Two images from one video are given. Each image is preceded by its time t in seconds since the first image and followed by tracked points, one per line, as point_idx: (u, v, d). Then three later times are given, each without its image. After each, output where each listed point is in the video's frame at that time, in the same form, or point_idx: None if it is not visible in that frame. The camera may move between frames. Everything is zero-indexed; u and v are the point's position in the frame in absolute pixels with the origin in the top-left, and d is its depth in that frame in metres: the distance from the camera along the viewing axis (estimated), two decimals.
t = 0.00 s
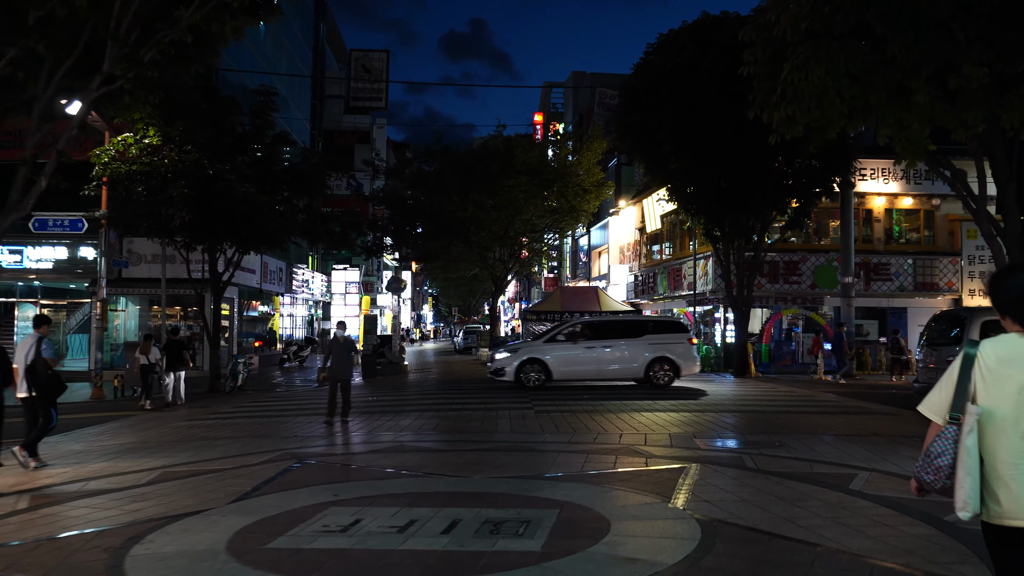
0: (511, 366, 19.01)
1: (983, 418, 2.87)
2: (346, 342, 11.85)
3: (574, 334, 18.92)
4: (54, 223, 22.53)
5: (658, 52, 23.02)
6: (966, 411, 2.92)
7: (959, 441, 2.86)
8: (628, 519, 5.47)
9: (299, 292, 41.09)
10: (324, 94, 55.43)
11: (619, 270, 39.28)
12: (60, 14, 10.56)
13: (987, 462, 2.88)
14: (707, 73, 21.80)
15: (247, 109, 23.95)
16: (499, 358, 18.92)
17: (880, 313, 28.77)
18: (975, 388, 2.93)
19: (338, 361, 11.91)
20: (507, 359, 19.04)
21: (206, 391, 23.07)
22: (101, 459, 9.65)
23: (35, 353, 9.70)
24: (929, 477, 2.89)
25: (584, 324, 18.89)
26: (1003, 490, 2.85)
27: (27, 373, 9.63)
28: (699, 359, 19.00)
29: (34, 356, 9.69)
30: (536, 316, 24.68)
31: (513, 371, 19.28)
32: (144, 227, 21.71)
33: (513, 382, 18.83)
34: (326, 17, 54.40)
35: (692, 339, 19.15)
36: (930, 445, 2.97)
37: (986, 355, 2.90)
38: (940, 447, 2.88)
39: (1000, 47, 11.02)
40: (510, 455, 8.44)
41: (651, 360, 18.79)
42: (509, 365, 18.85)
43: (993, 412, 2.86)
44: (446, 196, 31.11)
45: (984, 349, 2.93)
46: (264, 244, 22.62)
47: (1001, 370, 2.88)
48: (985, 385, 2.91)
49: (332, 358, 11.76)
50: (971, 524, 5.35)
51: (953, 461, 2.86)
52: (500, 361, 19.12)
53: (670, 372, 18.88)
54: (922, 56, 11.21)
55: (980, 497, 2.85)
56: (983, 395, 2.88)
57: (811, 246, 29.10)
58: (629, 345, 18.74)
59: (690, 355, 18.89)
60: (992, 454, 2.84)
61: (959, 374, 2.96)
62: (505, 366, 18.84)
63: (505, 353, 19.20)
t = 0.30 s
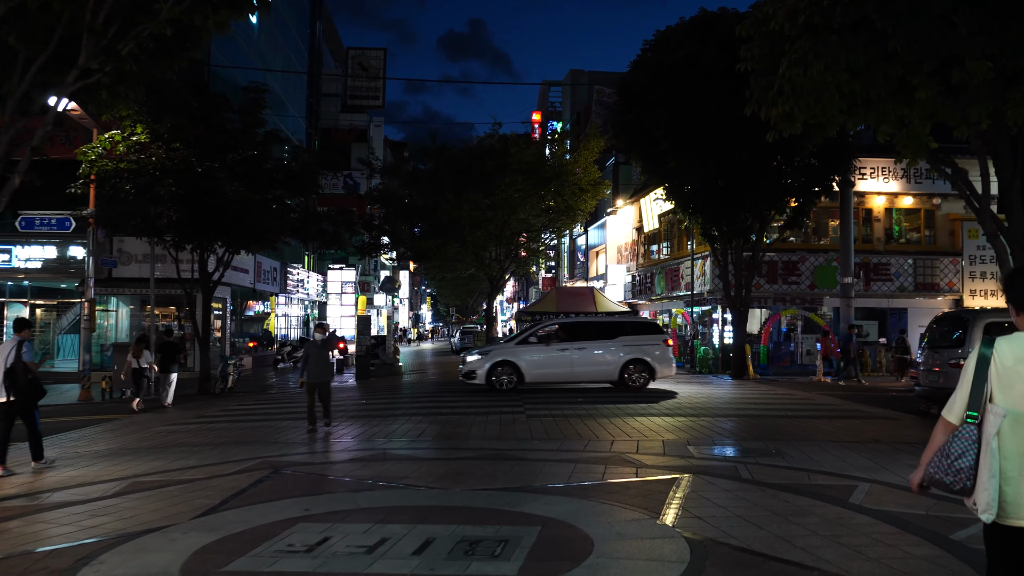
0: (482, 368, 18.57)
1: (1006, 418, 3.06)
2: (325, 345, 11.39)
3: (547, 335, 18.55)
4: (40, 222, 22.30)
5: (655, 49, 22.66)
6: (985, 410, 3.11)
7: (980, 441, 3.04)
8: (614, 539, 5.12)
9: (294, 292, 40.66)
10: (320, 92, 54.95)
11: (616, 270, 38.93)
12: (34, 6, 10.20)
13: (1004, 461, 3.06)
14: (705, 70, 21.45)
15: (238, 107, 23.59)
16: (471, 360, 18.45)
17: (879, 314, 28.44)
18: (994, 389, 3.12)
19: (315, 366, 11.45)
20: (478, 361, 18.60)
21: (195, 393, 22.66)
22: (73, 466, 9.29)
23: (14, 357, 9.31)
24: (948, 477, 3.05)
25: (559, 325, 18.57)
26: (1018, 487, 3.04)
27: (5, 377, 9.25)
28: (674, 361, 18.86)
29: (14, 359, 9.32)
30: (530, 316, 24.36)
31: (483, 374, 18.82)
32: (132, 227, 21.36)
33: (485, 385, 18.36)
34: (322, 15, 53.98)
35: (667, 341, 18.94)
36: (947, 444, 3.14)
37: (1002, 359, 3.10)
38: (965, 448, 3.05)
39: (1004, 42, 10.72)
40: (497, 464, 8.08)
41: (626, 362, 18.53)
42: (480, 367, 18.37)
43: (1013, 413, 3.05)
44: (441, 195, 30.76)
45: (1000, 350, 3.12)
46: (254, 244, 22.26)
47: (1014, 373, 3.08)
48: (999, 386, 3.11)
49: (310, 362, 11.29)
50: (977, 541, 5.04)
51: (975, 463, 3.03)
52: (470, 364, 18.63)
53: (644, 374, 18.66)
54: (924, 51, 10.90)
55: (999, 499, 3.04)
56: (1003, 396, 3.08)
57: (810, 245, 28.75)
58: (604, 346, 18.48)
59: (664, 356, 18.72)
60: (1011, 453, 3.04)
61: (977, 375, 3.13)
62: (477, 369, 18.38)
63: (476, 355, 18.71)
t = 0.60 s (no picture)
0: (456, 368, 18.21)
1: (1009, 424, 2.84)
2: (308, 344, 11.00)
3: (523, 334, 18.21)
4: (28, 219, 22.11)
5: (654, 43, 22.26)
6: (985, 418, 2.88)
7: (985, 449, 2.81)
8: (601, 549, 4.78)
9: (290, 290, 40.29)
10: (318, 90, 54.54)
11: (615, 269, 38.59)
12: None
13: (1010, 469, 2.84)
14: (705, 64, 21.04)
15: (229, 102, 23.19)
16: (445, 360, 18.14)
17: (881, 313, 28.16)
18: (993, 394, 2.89)
19: (297, 365, 11.06)
20: (452, 361, 18.26)
21: (187, 392, 22.33)
22: (43, 468, 8.91)
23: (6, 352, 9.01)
24: (957, 491, 2.81)
25: (535, 324, 18.22)
26: None
27: None
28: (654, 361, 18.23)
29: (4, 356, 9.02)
30: (527, 314, 24.03)
31: (459, 374, 18.50)
32: (121, 224, 20.99)
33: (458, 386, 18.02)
34: (320, 12, 53.54)
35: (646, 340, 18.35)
36: (949, 456, 2.90)
37: (998, 361, 2.88)
38: (971, 459, 2.80)
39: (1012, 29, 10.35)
40: (484, 465, 7.71)
41: (602, 362, 18.07)
42: (453, 367, 18.05)
43: (1016, 419, 2.83)
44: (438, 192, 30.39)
45: (995, 356, 2.89)
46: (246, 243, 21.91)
47: (1011, 375, 2.87)
48: (997, 390, 2.89)
49: (292, 361, 10.90)
50: (988, 552, 4.69)
51: (981, 473, 2.80)
52: (444, 364, 18.34)
53: (622, 374, 18.12)
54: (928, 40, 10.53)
55: (1008, 510, 2.81)
56: (1003, 402, 2.86)
57: (811, 243, 28.40)
58: (580, 346, 18.05)
59: (643, 356, 18.14)
60: (1017, 462, 2.81)
61: (972, 379, 2.90)
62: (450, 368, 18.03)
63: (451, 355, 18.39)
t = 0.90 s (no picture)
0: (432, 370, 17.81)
1: (1006, 413, 2.88)
2: (290, 343, 10.62)
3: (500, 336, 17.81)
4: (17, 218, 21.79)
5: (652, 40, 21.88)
6: (985, 408, 2.94)
7: (980, 438, 2.86)
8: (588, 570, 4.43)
9: (287, 291, 39.94)
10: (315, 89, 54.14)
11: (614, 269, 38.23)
12: None
13: (1008, 460, 2.88)
14: (704, 61, 20.67)
15: (221, 99, 22.83)
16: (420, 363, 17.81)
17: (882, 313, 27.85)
18: (993, 384, 2.94)
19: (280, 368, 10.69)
20: (428, 364, 17.87)
21: (179, 394, 22.01)
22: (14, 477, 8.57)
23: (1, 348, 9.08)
24: (949, 476, 2.88)
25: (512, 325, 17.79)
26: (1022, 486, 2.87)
27: None
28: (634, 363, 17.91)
29: None
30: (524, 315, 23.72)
31: (434, 377, 18.07)
32: (111, 223, 20.65)
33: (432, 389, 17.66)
34: (318, 10, 53.16)
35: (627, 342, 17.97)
36: (947, 445, 2.97)
37: (1002, 352, 2.93)
38: (962, 445, 2.87)
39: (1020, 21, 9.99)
40: (470, 475, 7.34)
41: (581, 364, 17.74)
42: (429, 369, 17.64)
43: (1012, 408, 2.88)
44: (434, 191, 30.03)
45: (999, 347, 2.95)
46: (238, 242, 21.56)
47: (1014, 368, 2.92)
48: (1001, 383, 2.94)
49: (275, 363, 10.54)
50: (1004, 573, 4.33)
51: (975, 461, 2.85)
52: (420, 366, 17.91)
53: (601, 376, 17.85)
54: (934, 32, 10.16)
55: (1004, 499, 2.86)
56: (1002, 392, 2.91)
57: (812, 243, 28.05)
58: (559, 348, 17.69)
59: (623, 359, 17.82)
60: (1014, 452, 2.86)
61: (973, 368, 2.99)
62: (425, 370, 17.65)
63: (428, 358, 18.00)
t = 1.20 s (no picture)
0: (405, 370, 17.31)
1: None
2: (263, 344, 10.24)
3: (475, 336, 17.38)
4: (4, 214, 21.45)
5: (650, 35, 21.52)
6: (1012, 417, 3.33)
7: (1009, 446, 3.26)
8: None
9: (282, 290, 39.60)
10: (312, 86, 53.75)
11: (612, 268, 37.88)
12: None
13: None
14: (703, 57, 20.31)
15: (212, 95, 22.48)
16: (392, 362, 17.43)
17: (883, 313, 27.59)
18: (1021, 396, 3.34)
19: (255, 370, 10.31)
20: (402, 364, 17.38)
21: (169, 394, 21.67)
22: None
23: None
24: (983, 483, 3.26)
25: (487, 325, 17.46)
26: None
27: None
28: (613, 365, 17.51)
29: None
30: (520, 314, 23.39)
31: (408, 378, 17.56)
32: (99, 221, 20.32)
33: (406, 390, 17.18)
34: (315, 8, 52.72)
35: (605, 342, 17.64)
36: (978, 451, 3.36)
37: None
38: (996, 455, 3.26)
39: None
40: (454, 481, 7.01)
41: (559, 365, 17.44)
42: (402, 370, 17.14)
43: None
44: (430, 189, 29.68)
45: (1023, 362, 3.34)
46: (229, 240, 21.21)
47: None
48: None
49: (249, 365, 10.18)
50: None
51: (1005, 468, 3.25)
52: (393, 366, 17.43)
53: (581, 377, 17.53)
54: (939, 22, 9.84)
55: None
56: None
57: (812, 241, 27.71)
58: (536, 348, 17.37)
59: (602, 359, 17.48)
60: None
61: (1000, 383, 3.37)
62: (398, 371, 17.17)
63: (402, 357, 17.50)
